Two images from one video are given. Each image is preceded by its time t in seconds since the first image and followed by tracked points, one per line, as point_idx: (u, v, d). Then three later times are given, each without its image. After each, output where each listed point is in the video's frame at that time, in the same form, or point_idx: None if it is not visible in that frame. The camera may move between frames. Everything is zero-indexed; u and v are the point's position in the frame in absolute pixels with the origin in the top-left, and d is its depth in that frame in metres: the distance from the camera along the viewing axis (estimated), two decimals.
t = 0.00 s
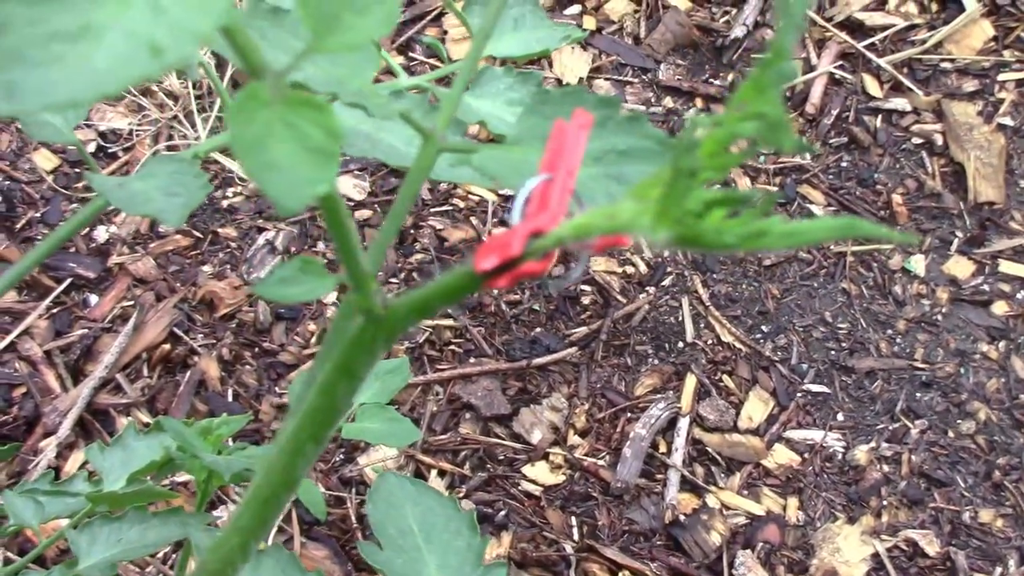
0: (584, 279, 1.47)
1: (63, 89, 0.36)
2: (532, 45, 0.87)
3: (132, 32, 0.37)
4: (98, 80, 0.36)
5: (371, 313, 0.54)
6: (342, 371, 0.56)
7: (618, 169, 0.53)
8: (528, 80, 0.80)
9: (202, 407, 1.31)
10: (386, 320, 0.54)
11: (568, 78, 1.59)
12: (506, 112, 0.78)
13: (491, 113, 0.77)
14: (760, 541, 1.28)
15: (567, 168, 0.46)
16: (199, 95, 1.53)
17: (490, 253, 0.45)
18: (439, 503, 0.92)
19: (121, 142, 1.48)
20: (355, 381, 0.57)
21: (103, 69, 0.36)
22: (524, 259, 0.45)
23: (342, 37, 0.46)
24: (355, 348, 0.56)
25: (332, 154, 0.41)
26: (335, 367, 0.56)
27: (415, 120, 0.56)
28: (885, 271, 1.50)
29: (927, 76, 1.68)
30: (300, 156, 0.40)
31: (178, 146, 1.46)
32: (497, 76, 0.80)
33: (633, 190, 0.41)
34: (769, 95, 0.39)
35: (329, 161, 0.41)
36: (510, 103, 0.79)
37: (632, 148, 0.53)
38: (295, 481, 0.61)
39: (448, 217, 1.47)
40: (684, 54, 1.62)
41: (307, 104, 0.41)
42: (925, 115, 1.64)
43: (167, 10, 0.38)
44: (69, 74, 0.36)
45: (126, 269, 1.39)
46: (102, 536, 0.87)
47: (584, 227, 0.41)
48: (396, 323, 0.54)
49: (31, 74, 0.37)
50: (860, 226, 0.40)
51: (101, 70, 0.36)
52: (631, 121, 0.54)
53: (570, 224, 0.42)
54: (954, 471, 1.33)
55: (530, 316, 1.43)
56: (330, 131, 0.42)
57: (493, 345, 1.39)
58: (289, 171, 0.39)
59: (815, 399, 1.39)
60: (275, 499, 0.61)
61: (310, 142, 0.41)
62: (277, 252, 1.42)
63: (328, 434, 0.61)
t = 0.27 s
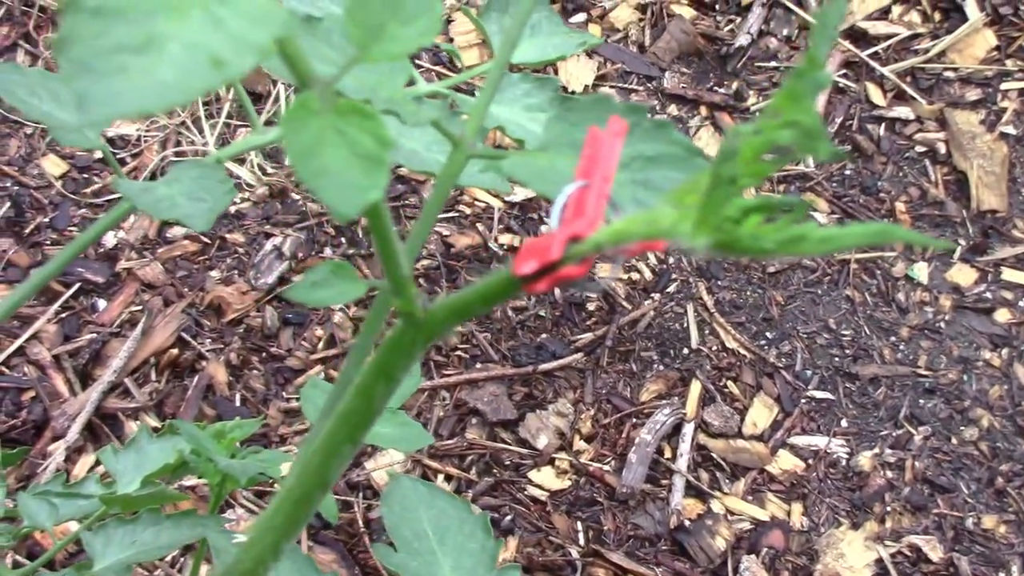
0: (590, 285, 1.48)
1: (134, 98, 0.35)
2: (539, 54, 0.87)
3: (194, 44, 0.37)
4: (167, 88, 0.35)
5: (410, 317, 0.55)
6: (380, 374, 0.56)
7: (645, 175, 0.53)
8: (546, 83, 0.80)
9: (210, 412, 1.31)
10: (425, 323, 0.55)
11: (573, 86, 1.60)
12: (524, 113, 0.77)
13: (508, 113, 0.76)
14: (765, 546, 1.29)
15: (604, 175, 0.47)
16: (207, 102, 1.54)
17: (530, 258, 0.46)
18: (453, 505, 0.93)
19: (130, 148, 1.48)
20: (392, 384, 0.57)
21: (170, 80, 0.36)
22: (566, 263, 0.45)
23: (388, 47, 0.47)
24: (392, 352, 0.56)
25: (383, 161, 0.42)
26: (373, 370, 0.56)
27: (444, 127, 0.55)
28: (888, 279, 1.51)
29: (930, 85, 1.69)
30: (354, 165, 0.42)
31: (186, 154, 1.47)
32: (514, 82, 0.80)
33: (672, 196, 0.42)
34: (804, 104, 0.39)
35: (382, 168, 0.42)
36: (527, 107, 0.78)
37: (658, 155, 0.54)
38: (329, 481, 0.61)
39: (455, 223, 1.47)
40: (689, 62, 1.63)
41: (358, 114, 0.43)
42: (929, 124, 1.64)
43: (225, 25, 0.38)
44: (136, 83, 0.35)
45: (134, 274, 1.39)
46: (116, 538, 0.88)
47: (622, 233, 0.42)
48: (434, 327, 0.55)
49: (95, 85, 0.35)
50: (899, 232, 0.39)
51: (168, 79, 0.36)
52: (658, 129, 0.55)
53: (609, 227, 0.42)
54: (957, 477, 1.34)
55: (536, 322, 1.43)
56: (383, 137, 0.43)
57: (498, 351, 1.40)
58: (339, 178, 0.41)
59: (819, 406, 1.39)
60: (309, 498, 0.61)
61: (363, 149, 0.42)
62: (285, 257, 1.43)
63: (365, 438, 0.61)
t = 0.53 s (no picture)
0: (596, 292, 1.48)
1: (206, 104, 0.34)
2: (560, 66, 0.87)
3: (260, 48, 0.36)
4: (236, 95, 0.34)
5: (453, 317, 0.53)
6: (421, 373, 0.55)
7: (676, 180, 0.54)
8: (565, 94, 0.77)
9: (218, 416, 1.32)
10: (468, 323, 0.53)
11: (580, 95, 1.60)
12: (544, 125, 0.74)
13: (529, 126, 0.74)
14: (770, 552, 1.29)
15: (645, 178, 0.44)
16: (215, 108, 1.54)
17: (573, 258, 0.43)
18: (468, 508, 0.93)
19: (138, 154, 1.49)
20: (431, 383, 0.56)
21: (239, 85, 0.35)
22: (608, 265, 0.44)
23: (438, 51, 0.46)
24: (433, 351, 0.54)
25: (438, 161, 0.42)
26: (414, 368, 0.55)
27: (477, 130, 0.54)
28: (892, 286, 1.52)
29: (934, 94, 1.70)
30: (406, 165, 0.41)
31: (195, 163, 1.47)
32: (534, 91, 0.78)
33: (712, 199, 0.40)
34: (843, 109, 0.38)
35: (436, 169, 0.42)
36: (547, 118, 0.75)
37: (688, 161, 0.54)
38: (363, 482, 0.60)
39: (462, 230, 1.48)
40: (694, 71, 1.64)
41: (412, 115, 0.42)
42: (932, 133, 1.65)
43: (289, 31, 0.37)
44: (204, 88, 0.34)
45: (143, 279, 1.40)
46: (131, 541, 0.89)
47: (665, 234, 0.40)
48: (478, 326, 0.53)
49: (163, 90, 0.34)
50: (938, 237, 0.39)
51: (236, 84, 0.35)
52: (690, 135, 0.56)
53: (651, 230, 0.40)
54: (961, 484, 1.35)
55: (543, 328, 1.44)
56: (435, 141, 0.43)
57: (505, 357, 1.41)
58: (394, 180, 0.41)
59: (824, 412, 1.40)
60: (344, 498, 0.61)
61: (415, 151, 0.42)
62: (293, 263, 1.44)
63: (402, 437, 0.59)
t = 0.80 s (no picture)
0: (606, 298, 1.49)
1: (287, 83, 0.38)
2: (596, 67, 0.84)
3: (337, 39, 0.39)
4: (313, 83, 0.38)
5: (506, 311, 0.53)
6: (471, 365, 0.56)
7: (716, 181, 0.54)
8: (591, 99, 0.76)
9: (231, 418, 1.32)
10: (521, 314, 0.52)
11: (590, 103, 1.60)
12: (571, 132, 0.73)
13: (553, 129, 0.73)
14: (779, 558, 1.30)
15: (695, 177, 0.45)
16: (228, 112, 1.54)
17: (627, 252, 0.44)
18: (486, 510, 0.94)
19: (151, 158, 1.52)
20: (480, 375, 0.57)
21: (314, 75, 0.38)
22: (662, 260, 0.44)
23: (501, 48, 0.47)
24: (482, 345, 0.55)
25: (505, 154, 0.43)
26: (463, 361, 0.55)
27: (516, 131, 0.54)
28: (900, 294, 1.53)
29: (942, 103, 1.71)
30: (471, 158, 0.42)
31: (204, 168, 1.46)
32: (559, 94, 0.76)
33: (764, 195, 0.42)
34: (894, 109, 0.40)
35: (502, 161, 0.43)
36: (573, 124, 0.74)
37: (727, 162, 0.55)
38: (409, 472, 0.62)
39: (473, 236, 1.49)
40: (704, 79, 1.65)
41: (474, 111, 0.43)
42: (940, 142, 1.66)
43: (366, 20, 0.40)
44: (283, 75, 0.38)
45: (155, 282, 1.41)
46: (153, 540, 0.90)
47: (718, 230, 0.41)
48: (529, 322, 0.53)
49: (247, 78, 0.38)
50: (986, 232, 0.40)
51: (313, 72, 0.38)
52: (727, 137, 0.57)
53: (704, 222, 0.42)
54: (968, 491, 1.35)
55: (553, 334, 1.45)
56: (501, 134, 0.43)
57: (516, 362, 1.42)
58: (462, 172, 0.42)
59: (833, 419, 1.41)
60: (388, 484, 0.62)
61: (481, 144, 0.43)
62: (305, 266, 1.44)
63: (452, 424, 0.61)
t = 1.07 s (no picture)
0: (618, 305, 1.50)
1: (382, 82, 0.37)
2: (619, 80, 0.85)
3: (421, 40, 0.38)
4: (394, 82, 0.37)
5: (561, 309, 0.53)
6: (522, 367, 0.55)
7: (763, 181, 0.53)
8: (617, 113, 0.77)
9: (244, 422, 1.32)
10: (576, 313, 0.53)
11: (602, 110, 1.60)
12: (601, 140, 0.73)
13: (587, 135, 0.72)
14: (790, 564, 1.30)
15: (750, 178, 0.45)
16: (243, 118, 1.54)
17: (684, 252, 0.45)
18: (506, 513, 0.94)
19: (165, 162, 1.52)
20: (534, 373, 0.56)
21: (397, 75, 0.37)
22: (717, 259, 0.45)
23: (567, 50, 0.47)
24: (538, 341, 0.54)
25: (571, 157, 0.40)
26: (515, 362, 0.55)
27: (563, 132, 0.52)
28: (911, 301, 1.54)
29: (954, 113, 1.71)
30: (544, 158, 0.39)
31: (221, 172, 1.45)
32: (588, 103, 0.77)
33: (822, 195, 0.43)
34: (948, 112, 0.40)
35: (574, 161, 0.39)
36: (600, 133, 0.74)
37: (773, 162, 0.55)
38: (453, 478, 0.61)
39: (486, 241, 1.50)
40: (715, 86, 1.65)
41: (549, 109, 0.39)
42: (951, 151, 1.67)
43: (449, 20, 0.39)
44: (364, 74, 0.37)
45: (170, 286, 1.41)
46: (173, 542, 0.91)
47: (775, 230, 0.42)
48: (586, 320, 0.53)
49: (333, 75, 0.37)
50: None
51: (397, 72, 0.37)
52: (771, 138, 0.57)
53: (762, 224, 0.43)
54: (980, 499, 1.35)
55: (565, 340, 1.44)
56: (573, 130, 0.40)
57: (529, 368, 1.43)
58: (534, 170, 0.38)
59: (844, 426, 1.41)
60: (440, 485, 0.61)
61: (548, 142, 0.39)
62: (319, 271, 1.45)
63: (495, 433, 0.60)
